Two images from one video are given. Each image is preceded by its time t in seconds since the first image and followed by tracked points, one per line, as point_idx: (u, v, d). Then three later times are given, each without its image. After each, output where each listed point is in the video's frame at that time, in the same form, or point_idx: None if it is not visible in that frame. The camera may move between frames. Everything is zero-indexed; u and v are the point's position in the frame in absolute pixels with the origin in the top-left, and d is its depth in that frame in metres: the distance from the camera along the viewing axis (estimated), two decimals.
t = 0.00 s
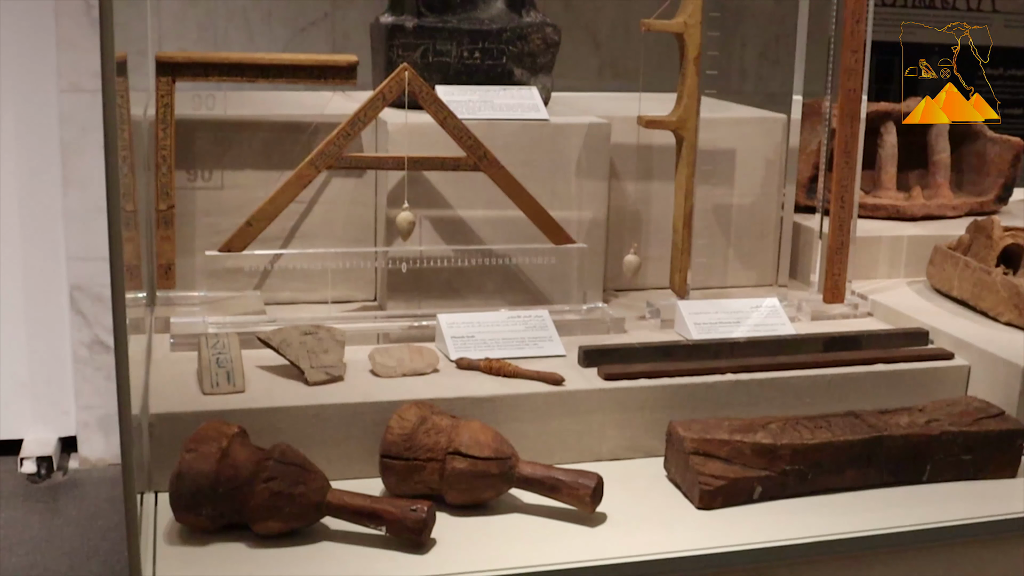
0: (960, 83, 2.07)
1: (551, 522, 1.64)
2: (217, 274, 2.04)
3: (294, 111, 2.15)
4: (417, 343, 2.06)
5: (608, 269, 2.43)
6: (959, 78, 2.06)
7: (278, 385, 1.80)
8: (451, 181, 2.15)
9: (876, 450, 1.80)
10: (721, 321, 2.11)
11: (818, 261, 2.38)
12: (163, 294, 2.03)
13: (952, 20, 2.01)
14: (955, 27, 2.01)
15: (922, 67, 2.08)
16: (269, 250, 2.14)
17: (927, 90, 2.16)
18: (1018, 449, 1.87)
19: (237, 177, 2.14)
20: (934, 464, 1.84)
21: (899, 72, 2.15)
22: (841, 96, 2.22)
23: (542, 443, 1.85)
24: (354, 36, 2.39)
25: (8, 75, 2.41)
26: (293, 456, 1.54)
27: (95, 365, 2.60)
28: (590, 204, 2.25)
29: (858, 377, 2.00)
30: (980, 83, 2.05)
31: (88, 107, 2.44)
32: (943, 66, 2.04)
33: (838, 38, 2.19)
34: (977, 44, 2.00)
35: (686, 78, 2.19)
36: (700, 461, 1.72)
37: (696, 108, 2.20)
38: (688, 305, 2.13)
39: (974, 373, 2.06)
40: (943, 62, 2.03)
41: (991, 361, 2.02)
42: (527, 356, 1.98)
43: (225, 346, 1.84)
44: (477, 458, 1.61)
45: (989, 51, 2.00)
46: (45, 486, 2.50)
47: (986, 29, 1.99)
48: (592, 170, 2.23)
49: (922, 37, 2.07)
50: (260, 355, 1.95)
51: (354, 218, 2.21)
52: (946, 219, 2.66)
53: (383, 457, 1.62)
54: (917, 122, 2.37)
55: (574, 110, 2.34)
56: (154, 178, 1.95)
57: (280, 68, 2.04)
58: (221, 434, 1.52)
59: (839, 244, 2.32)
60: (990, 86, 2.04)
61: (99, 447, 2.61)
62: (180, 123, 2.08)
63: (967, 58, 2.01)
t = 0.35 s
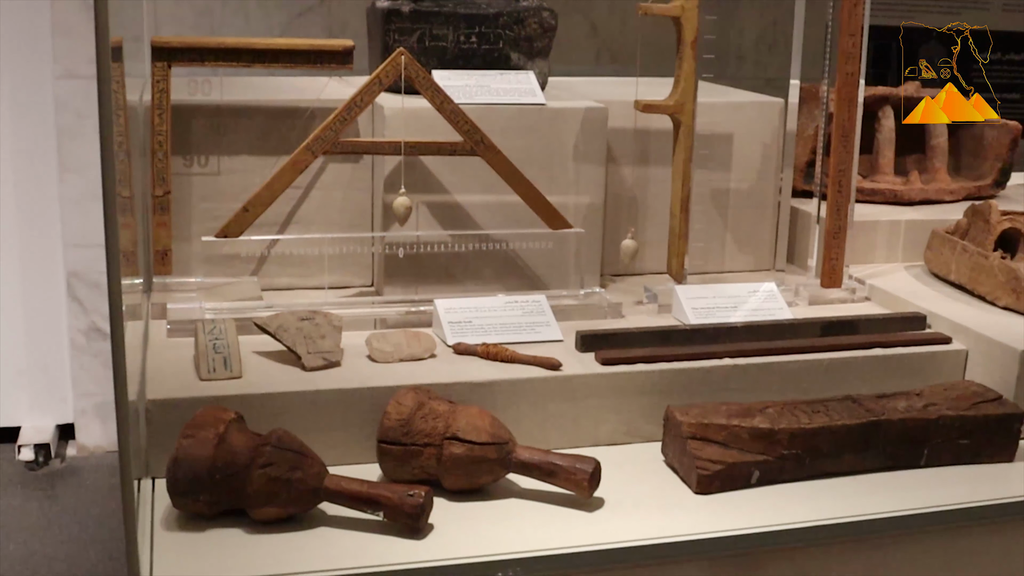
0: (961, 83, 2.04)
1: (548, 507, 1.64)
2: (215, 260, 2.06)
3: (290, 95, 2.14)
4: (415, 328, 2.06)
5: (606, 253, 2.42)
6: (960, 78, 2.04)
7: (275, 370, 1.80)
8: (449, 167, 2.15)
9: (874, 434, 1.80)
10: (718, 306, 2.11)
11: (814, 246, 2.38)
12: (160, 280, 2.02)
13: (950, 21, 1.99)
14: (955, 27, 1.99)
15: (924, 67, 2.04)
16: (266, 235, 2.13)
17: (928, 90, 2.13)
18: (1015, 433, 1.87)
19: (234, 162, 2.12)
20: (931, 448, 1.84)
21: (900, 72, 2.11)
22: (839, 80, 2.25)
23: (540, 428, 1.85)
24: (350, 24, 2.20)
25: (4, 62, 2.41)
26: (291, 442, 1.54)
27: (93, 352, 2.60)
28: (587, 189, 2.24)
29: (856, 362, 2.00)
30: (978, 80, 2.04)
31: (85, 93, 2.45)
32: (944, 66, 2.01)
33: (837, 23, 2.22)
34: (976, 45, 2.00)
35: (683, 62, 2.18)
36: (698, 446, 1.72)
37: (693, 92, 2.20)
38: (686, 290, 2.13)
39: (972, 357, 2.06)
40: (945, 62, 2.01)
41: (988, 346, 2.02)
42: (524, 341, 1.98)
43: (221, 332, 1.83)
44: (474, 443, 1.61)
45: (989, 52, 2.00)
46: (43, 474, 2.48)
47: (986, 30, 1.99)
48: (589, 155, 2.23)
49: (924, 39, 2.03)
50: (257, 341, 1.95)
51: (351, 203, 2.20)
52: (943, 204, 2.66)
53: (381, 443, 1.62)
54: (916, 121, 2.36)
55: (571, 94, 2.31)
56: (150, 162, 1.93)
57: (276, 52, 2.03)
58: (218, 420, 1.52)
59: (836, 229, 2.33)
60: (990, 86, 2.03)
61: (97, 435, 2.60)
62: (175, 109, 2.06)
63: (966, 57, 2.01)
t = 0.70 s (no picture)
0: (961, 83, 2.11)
1: (546, 496, 1.64)
2: (211, 249, 2.05)
3: (286, 83, 2.13)
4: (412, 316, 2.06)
5: (603, 242, 2.41)
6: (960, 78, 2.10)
7: (272, 359, 1.80)
8: (446, 154, 2.14)
9: (872, 422, 1.80)
10: (716, 293, 2.11)
11: (813, 233, 2.37)
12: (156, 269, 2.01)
13: (952, 20, 2.07)
14: (955, 27, 2.07)
15: (924, 66, 2.13)
16: (263, 224, 2.13)
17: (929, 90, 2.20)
18: (1013, 420, 1.88)
19: (230, 150, 2.11)
20: (929, 436, 1.84)
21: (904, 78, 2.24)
22: (835, 66, 2.23)
23: (537, 416, 1.85)
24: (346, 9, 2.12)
25: None
26: (288, 430, 1.54)
27: (90, 343, 2.60)
28: (584, 176, 2.24)
29: (853, 349, 2.00)
30: (978, 81, 2.11)
31: (80, 82, 2.44)
32: (944, 65, 2.08)
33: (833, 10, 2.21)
34: (977, 45, 2.07)
35: (680, 49, 2.18)
36: (696, 434, 1.73)
37: (691, 78, 2.20)
38: (683, 278, 2.12)
39: (970, 345, 2.06)
40: (944, 61, 2.08)
41: (987, 333, 2.02)
42: (521, 329, 1.98)
43: (218, 321, 1.83)
44: (471, 431, 1.61)
45: (988, 52, 2.07)
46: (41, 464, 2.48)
47: (986, 30, 2.07)
48: (587, 142, 2.22)
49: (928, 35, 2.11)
50: (254, 330, 1.95)
51: (347, 191, 2.20)
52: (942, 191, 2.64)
53: (379, 431, 1.62)
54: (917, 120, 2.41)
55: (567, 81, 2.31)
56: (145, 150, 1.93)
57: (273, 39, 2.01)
58: (215, 409, 1.53)
59: (834, 215, 2.34)
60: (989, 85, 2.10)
61: (95, 425, 2.59)
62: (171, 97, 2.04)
63: (966, 58, 2.07)
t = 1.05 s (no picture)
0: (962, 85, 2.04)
1: (545, 486, 1.64)
2: (208, 240, 2.04)
3: (282, 74, 2.12)
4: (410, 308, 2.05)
5: (601, 233, 2.41)
6: (960, 80, 2.04)
7: (270, 350, 1.80)
8: (443, 145, 2.14)
9: (870, 412, 1.80)
10: (714, 284, 2.11)
11: (811, 223, 2.38)
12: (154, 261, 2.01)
13: (952, 21, 2.02)
14: (955, 27, 2.02)
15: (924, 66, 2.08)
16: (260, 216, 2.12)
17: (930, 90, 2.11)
18: (1011, 410, 1.88)
19: (228, 142, 2.11)
20: (927, 425, 1.84)
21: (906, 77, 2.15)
22: (834, 57, 2.22)
23: (535, 407, 1.85)
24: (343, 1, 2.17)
25: None
26: (287, 422, 1.54)
27: (88, 336, 2.60)
28: (582, 167, 2.24)
29: (851, 339, 2.00)
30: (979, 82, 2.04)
31: (77, 74, 2.44)
32: (943, 66, 2.04)
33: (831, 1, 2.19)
34: (977, 46, 1.99)
35: (677, 40, 2.17)
36: (694, 424, 1.72)
37: (688, 69, 2.19)
38: (681, 268, 2.12)
39: (968, 334, 2.06)
40: (943, 62, 2.03)
41: (985, 323, 2.01)
42: (519, 320, 1.98)
43: (216, 312, 1.83)
44: (469, 422, 1.61)
45: (989, 52, 1.99)
46: (39, 457, 2.48)
47: (986, 30, 1.98)
48: (584, 132, 2.22)
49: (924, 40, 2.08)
50: (252, 321, 1.94)
51: (345, 182, 2.19)
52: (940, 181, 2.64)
53: (376, 423, 1.62)
54: (916, 121, 2.38)
55: (565, 71, 2.31)
56: (143, 142, 1.92)
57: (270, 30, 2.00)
58: (213, 400, 1.53)
59: (832, 206, 2.32)
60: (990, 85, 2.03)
61: (93, 418, 2.60)
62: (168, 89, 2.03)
63: (966, 59, 2.00)
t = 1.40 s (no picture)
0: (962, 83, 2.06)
1: (543, 481, 1.64)
2: (206, 236, 2.04)
3: (279, 69, 2.11)
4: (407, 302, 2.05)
5: (599, 228, 2.41)
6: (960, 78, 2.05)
7: (267, 345, 1.80)
8: (440, 140, 2.13)
9: (869, 406, 1.80)
10: (712, 278, 2.11)
11: (808, 217, 2.37)
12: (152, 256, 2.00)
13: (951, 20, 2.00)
14: (955, 27, 1.99)
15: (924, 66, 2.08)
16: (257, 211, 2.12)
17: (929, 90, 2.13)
18: (1009, 404, 1.88)
19: (225, 137, 2.10)
20: (925, 419, 1.84)
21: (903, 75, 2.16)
22: (832, 51, 2.25)
23: (533, 402, 1.85)
24: None
25: None
26: (284, 417, 1.53)
27: (86, 331, 2.59)
28: (579, 162, 2.23)
29: (849, 333, 2.00)
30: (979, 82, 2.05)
31: (74, 69, 2.43)
32: (944, 65, 2.03)
33: None
34: (977, 45, 1.99)
35: (675, 33, 2.16)
36: (692, 419, 1.72)
37: (687, 63, 2.18)
38: (678, 263, 2.12)
39: (966, 328, 2.06)
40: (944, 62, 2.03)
41: (983, 317, 2.01)
42: (517, 315, 1.98)
43: (214, 307, 1.82)
44: (467, 417, 1.61)
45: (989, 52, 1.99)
46: (37, 453, 2.49)
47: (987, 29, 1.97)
48: (582, 127, 2.22)
49: (922, 35, 2.06)
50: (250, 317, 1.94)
51: (343, 177, 2.18)
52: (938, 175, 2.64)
53: (374, 417, 1.61)
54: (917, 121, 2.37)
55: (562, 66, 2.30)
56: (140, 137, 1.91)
57: (266, 25, 1.99)
58: (210, 395, 1.52)
59: (829, 200, 2.34)
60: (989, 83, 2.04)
61: (91, 414, 2.60)
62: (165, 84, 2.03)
63: (966, 58, 1.99)
